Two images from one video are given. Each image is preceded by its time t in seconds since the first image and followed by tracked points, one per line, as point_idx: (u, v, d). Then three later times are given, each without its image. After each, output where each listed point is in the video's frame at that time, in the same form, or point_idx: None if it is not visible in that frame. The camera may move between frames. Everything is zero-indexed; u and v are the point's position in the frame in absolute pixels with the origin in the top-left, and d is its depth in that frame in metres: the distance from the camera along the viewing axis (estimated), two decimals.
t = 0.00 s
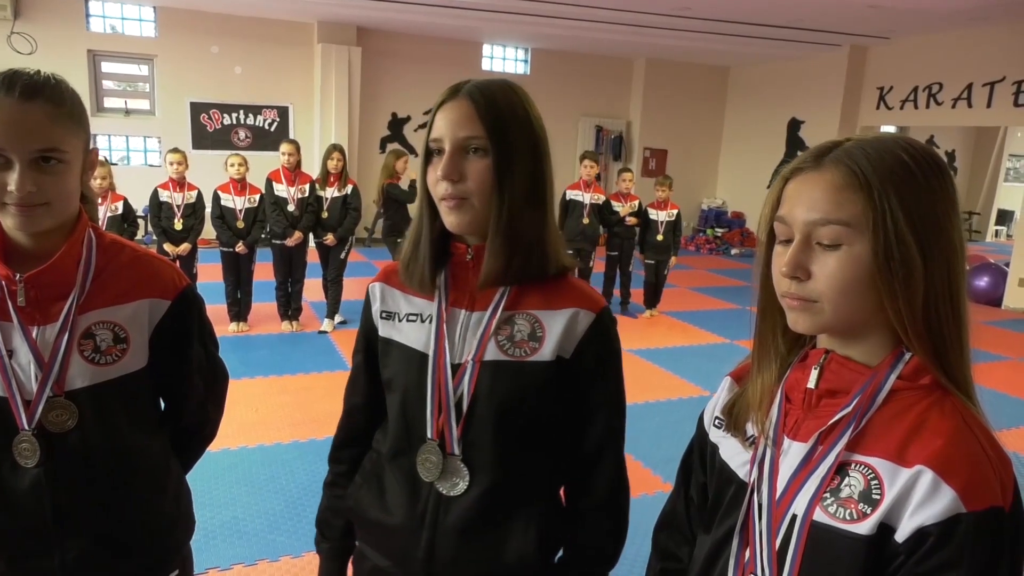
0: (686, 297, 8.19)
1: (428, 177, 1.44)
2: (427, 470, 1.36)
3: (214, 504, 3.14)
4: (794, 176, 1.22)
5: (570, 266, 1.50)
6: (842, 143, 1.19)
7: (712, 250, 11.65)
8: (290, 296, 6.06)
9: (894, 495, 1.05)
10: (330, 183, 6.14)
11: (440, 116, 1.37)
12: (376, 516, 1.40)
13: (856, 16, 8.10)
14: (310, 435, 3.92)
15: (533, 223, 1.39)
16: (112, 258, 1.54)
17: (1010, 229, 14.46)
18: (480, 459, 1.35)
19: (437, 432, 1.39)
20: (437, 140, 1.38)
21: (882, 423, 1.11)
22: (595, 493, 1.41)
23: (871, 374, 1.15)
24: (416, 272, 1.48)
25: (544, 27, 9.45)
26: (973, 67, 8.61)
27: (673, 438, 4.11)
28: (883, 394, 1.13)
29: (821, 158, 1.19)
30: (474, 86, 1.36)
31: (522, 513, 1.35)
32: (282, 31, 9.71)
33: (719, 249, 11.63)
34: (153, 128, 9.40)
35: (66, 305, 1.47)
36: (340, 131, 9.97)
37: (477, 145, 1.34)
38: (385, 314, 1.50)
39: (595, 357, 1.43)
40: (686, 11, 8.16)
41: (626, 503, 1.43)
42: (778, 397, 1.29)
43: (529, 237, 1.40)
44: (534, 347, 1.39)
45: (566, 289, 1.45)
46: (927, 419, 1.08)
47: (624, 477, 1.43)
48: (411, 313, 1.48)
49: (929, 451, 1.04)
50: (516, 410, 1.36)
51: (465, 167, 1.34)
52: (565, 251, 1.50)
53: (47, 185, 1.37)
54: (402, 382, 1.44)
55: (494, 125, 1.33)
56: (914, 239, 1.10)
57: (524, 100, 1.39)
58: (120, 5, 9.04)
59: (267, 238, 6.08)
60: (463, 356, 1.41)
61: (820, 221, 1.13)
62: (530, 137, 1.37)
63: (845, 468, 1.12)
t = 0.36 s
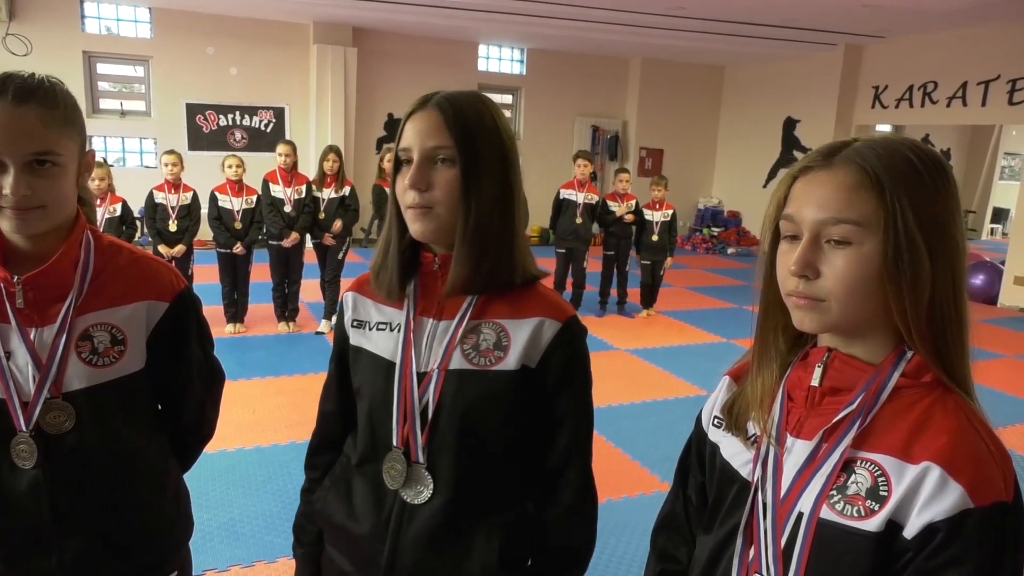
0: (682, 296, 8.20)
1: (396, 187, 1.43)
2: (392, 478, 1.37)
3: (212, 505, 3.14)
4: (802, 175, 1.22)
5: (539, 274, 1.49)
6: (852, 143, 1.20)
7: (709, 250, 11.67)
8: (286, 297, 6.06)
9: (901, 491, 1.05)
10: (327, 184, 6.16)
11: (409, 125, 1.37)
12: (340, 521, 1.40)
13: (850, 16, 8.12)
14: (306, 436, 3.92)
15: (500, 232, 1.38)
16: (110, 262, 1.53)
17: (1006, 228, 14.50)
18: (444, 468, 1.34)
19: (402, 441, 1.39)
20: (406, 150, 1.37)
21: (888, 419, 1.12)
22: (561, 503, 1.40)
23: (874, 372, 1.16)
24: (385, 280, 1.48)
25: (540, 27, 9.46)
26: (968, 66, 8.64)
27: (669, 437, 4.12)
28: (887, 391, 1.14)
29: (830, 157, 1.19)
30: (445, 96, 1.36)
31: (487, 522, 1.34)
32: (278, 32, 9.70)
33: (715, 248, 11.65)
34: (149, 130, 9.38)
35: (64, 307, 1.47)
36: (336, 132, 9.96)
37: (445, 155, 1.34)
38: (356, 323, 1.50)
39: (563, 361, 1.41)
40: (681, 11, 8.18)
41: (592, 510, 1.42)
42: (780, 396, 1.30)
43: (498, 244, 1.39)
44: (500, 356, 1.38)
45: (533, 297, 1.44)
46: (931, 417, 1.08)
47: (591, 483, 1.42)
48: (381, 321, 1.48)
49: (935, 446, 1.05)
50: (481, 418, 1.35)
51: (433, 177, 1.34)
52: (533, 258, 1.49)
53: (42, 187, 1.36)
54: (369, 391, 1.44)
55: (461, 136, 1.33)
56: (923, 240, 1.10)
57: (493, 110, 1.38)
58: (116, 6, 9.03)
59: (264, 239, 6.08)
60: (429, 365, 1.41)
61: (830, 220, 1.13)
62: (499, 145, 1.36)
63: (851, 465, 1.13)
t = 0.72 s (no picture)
0: (681, 296, 8.20)
1: (379, 191, 1.41)
2: (380, 479, 1.35)
3: (212, 507, 3.14)
4: (805, 173, 1.23)
5: (522, 272, 1.48)
6: (856, 141, 1.20)
7: (707, 249, 11.68)
8: (285, 299, 6.06)
9: (915, 489, 1.07)
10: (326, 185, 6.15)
11: (390, 129, 1.35)
12: (328, 523, 1.38)
13: (847, 15, 8.14)
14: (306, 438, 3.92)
15: (482, 235, 1.38)
16: (113, 263, 1.54)
17: (1004, 226, 14.52)
18: (432, 469, 1.33)
19: (389, 442, 1.37)
20: (387, 154, 1.36)
21: (896, 417, 1.14)
22: (548, 503, 1.40)
23: (881, 369, 1.17)
24: (368, 282, 1.47)
25: (538, 27, 9.47)
26: (965, 65, 8.65)
27: (669, 437, 4.12)
28: (893, 389, 1.16)
29: (834, 156, 1.20)
30: (425, 100, 1.35)
31: (475, 521, 1.34)
32: (275, 34, 9.70)
33: (713, 248, 11.67)
34: (147, 132, 9.38)
35: (69, 308, 1.47)
36: (334, 133, 9.96)
37: (427, 159, 1.32)
38: (341, 326, 1.48)
39: (547, 359, 1.40)
40: (678, 11, 8.20)
41: (581, 508, 1.41)
42: (784, 396, 1.30)
43: (481, 244, 1.38)
44: (485, 355, 1.37)
45: (517, 296, 1.43)
46: (937, 413, 1.11)
47: (578, 481, 1.42)
48: (367, 324, 1.46)
49: (946, 442, 1.07)
50: (466, 418, 1.34)
51: (415, 181, 1.33)
52: (516, 257, 1.48)
53: (47, 190, 1.37)
54: (355, 393, 1.43)
55: (442, 141, 1.32)
56: (927, 237, 1.12)
57: (474, 113, 1.38)
58: (113, 9, 9.03)
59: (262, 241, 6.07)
60: (414, 367, 1.40)
61: (836, 219, 1.13)
62: (481, 148, 1.36)
63: (862, 464, 1.14)
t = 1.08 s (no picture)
0: (680, 297, 8.21)
1: (378, 192, 1.41)
2: (378, 478, 1.35)
3: (212, 508, 3.13)
4: (815, 174, 1.23)
5: (518, 272, 1.48)
6: (865, 141, 1.21)
7: (706, 250, 11.69)
8: (285, 299, 6.06)
9: (932, 490, 1.08)
10: (326, 186, 6.16)
11: (389, 131, 1.35)
12: (327, 523, 1.38)
13: (846, 16, 8.16)
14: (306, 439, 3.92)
15: (482, 236, 1.38)
16: (115, 263, 1.54)
17: (1002, 226, 14.54)
18: (430, 468, 1.33)
19: (388, 440, 1.37)
20: (386, 155, 1.35)
21: (908, 418, 1.15)
22: (547, 501, 1.40)
23: (891, 370, 1.18)
24: (368, 283, 1.46)
25: (537, 28, 9.48)
26: (964, 65, 8.67)
27: (669, 437, 4.12)
28: (904, 389, 1.17)
29: (844, 157, 1.20)
30: (424, 101, 1.34)
31: (474, 518, 1.34)
32: (275, 35, 9.71)
33: (713, 249, 11.68)
34: (147, 133, 9.38)
35: (72, 307, 1.47)
36: (334, 134, 9.97)
37: (427, 161, 1.32)
38: (338, 324, 1.47)
39: (546, 357, 1.40)
40: (677, 12, 8.21)
41: (578, 504, 1.42)
42: (793, 397, 1.30)
43: (478, 245, 1.38)
44: (483, 354, 1.36)
45: (515, 296, 1.43)
46: (949, 413, 1.12)
47: (576, 480, 1.42)
48: (364, 322, 1.46)
49: (959, 441, 1.08)
50: (463, 415, 1.34)
51: (415, 183, 1.32)
52: (513, 257, 1.48)
53: (51, 192, 1.37)
54: (351, 391, 1.42)
55: (442, 144, 1.31)
56: (936, 237, 1.13)
57: (473, 114, 1.38)
58: (113, 10, 9.03)
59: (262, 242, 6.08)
60: (412, 365, 1.39)
61: (848, 221, 1.14)
62: (479, 149, 1.36)
63: (877, 465, 1.14)
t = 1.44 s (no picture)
0: (679, 297, 8.22)
1: (377, 192, 1.41)
2: (378, 478, 1.36)
3: (213, 509, 3.14)
4: (821, 174, 1.24)
5: (517, 273, 1.49)
6: (870, 142, 1.22)
7: (705, 250, 11.71)
8: (285, 301, 6.06)
9: (931, 488, 1.09)
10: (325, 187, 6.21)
11: (390, 131, 1.35)
12: (326, 523, 1.38)
13: (843, 16, 8.18)
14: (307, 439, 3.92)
15: (484, 237, 1.39)
16: (115, 263, 1.54)
17: (999, 225, 14.59)
18: (429, 468, 1.33)
19: (387, 441, 1.38)
20: (387, 155, 1.36)
21: (909, 417, 1.16)
22: (546, 500, 1.41)
23: (892, 368, 1.19)
24: (367, 282, 1.47)
25: (535, 29, 9.49)
26: (961, 65, 8.69)
27: (669, 437, 4.13)
28: (904, 388, 1.18)
29: (850, 157, 1.21)
30: (426, 101, 1.35)
31: (473, 517, 1.34)
32: (274, 36, 9.72)
33: (711, 249, 11.69)
34: (146, 134, 9.38)
35: (72, 306, 1.48)
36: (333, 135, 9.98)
37: (428, 162, 1.33)
38: (336, 324, 1.48)
39: (545, 357, 1.40)
40: (675, 13, 8.23)
41: (577, 503, 1.42)
42: (794, 396, 1.31)
43: (479, 246, 1.38)
44: (482, 354, 1.37)
45: (513, 297, 1.43)
46: (948, 412, 1.13)
47: (574, 480, 1.43)
48: (361, 322, 1.46)
49: (959, 441, 1.09)
50: (462, 415, 1.34)
51: (416, 183, 1.33)
52: (512, 258, 1.49)
53: (54, 193, 1.38)
54: (350, 391, 1.43)
55: (444, 145, 1.32)
56: (943, 236, 1.14)
57: (475, 116, 1.39)
58: (112, 12, 9.04)
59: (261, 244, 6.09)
60: (410, 365, 1.40)
61: (855, 220, 1.15)
62: (480, 151, 1.37)
63: (877, 463, 1.15)
